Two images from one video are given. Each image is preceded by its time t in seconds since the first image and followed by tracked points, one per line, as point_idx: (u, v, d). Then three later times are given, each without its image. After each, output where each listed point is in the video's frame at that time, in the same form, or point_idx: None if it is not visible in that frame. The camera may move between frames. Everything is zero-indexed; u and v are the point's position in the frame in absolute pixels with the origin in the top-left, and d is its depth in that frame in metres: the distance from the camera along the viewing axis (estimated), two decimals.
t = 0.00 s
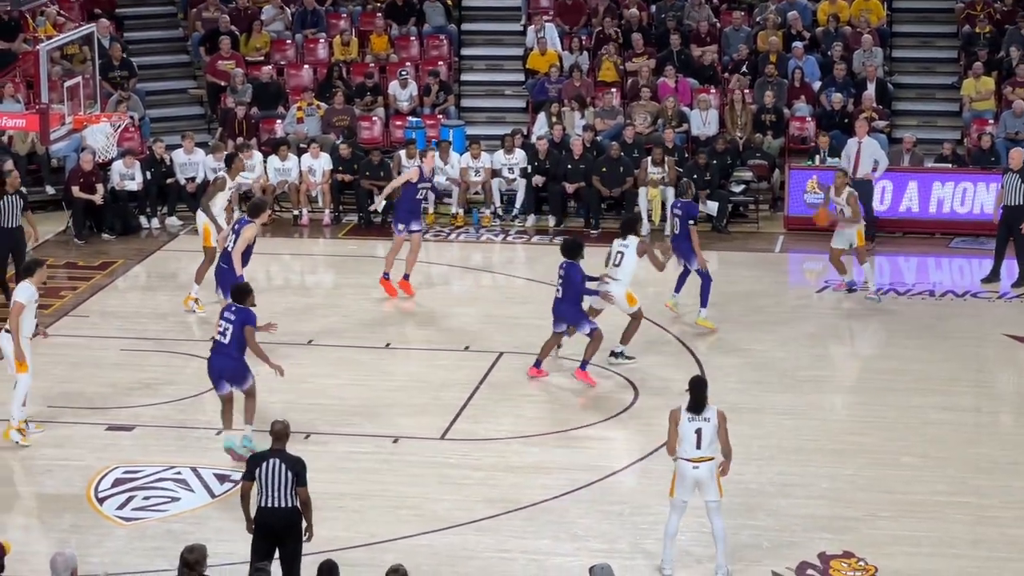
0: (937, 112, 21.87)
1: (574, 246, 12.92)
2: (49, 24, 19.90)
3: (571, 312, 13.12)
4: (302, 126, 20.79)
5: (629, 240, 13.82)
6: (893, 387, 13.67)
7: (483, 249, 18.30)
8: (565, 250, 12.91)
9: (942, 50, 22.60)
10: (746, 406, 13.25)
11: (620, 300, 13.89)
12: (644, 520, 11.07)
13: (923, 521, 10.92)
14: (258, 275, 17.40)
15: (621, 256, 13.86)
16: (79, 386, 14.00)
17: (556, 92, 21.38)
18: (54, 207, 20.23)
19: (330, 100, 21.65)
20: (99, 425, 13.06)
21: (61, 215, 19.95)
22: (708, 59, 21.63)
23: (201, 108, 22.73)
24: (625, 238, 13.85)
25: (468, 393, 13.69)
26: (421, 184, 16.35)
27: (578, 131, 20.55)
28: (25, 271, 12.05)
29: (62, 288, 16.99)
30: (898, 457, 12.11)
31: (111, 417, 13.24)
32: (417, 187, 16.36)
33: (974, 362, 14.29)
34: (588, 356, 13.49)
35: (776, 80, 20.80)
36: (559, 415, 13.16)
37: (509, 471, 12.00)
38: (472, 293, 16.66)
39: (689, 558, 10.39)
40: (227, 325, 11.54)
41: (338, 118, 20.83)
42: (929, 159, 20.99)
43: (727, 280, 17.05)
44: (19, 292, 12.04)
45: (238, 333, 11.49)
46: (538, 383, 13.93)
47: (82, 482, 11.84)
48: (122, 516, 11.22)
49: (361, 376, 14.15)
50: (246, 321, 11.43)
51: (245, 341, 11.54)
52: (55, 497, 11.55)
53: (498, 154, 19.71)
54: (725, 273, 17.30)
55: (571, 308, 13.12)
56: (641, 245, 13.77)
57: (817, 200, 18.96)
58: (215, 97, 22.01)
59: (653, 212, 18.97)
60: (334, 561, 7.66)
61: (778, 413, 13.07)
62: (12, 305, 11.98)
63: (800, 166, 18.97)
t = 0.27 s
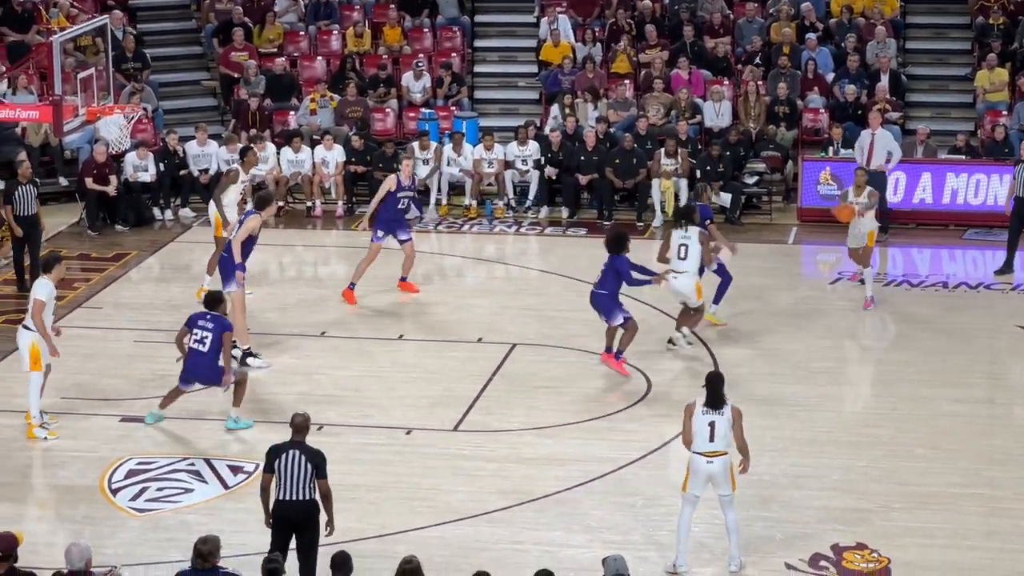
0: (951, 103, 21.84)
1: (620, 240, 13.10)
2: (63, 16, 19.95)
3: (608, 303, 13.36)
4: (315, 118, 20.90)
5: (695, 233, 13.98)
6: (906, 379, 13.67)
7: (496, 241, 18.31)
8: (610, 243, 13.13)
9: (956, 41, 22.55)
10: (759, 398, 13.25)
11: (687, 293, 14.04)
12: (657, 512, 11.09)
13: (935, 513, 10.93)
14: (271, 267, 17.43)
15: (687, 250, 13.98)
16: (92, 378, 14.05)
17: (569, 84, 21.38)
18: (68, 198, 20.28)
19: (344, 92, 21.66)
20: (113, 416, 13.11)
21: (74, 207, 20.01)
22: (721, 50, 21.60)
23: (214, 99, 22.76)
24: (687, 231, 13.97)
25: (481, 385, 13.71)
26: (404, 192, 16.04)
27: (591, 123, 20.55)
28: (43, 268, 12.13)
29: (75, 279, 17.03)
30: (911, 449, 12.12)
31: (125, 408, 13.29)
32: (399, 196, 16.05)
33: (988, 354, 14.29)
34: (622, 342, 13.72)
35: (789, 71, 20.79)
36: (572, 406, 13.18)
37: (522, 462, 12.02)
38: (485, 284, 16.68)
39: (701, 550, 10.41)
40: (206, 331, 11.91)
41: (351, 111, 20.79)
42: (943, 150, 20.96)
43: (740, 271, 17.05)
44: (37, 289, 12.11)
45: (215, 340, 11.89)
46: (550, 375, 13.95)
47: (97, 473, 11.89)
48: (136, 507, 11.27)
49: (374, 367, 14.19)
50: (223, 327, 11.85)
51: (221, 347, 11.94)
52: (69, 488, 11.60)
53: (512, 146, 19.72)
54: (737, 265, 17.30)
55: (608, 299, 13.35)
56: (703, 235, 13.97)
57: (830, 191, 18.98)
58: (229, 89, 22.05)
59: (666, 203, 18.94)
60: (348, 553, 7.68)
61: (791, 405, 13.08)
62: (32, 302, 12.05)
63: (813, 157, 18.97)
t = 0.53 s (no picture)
0: (968, 94, 21.78)
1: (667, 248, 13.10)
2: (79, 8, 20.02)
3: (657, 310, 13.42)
4: (332, 109, 20.79)
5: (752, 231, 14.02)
6: (922, 370, 13.66)
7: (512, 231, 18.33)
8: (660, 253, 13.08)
9: (973, 31, 22.46)
10: (774, 389, 13.25)
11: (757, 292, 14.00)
12: (672, 503, 11.10)
13: (951, 504, 10.93)
14: (286, 258, 17.47)
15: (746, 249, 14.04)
16: (110, 369, 14.12)
17: (585, 75, 21.37)
18: (84, 189, 20.36)
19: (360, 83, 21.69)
20: (130, 407, 13.16)
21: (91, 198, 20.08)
22: (737, 41, 21.57)
23: (230, 90, 22.81)
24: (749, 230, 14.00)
25: (497, 375, 13.74)
26: (405, 170, 15.94)
27: (606, 113, 20.55)
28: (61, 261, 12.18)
29: (92, 270, 17.11)
30: (928, 440, 12.11)
31: (142, 399, 13.35)
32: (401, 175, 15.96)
33: (1005, 345, 14.26)
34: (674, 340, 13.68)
35: (805, 62, 20.77)
36: (588, 398, 13.20)
37: (538, 453, 12.05)
38: (500, 275, 16.70)
39: (717, 541, 10.42)
40: (233, 321, 12.16)
41: (367, 101, 20.88)
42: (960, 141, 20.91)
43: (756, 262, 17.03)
44: (54, 282, 12.16)
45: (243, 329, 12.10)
46: (566, 366, 13.96)
47: (114, 464, 11.95)
48: (153, 498, 11.33)
49: (390, 358, 14.22)
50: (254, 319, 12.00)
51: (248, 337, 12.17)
52: (87, 478, 11.66)
53: (528, 137, 19.71)
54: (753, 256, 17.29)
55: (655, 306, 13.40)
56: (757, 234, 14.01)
57: (846, 182, 18.98)
58: (245, 80, 22.10)
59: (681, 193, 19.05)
60: (365, 545, 7.71)
61: (807, 396, 13.07)
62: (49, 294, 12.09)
63: (829, 148, 18.94)
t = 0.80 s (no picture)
0: (997, 79, 21.66)
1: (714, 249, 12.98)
2: None
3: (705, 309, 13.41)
4: (359, 95, 20.89)
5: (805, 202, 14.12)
6: (951, 356, 13.61)
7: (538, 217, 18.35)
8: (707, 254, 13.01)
9: (1003, 16, 22.33)
10: (802, 376, 13.24)
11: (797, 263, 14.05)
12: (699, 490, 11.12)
13: (979, 491, 10.90)
14: (313, 244, 17.52)
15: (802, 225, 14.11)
16: (138, 355, 14.21)
17: (612, 61, 21.33)
18: (113, 176, 20.47)
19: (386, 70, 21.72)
20: (158, 393, 13.25)
21: (119, 185, 20.19)
22: (765, 27, 21.50)
23: (257, 77, 22.89)
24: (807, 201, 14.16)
25: (524, 362, 13.76)
26: (433, 174, 15.72)
27: (633, 100, 20.53)
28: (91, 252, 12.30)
29: (120, 256, 17.22)
30: (956, 426, 12.08)
31: (170, 385, 13.43)
32: (429, 178, 15.74)
33: None
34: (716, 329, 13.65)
35: (833, 48, 20.71)
36: (615, 384, 13.21)
37: (565, 439, 12.07)
38: (527, 262, 16.71)
39: (744, 527, 10.43)
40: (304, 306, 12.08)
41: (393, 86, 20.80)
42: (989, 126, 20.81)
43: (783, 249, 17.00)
44: (82, 272, 12.28)
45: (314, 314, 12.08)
46: (593, 352, 13.97)
47: (142, 449, 12.03)
48: (181, 483, 11.41)
49: (417, 344, 14.26)
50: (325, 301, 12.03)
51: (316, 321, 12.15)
52: (116, 463, 11.75)
53: (555, 123, 19.70)
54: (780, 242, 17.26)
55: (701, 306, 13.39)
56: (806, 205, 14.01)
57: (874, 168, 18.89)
58: (272, 67, 22.16)
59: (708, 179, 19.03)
60: (392, 530, 7.74)
61: (834, 383, 13.05)
62: (74, 283, 12.21)
63: (857, 134, 18.84)
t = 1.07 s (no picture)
0: (1017, 72, 21.58)
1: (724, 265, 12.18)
2: None
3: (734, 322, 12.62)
4: (376, 89, 20.97)
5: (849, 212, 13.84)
6: (970, 350, 13.58)
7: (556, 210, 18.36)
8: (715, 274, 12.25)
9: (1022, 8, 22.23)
10: (820, 369, 13.22)
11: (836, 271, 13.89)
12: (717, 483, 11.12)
13: (999, 484, 10.88)
14: (331, 237, 17.56)
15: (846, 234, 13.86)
16: (157, 348, 14.26)
17: (629, 54, 21.30)
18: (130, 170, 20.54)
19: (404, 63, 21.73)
20: (176, 386, 13.30)
21: (137, 178, 20.26)
22: (783, 21, 21.46)
23: (275, 70, 22.94)
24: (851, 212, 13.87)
25: (541, 355, 13.78)
26: (473, 160, 15.87)
27: (651, 93, 20.52)
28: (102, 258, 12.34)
29: (138, 250, 17.28)
30: (976, 420, 12.05)
31: (189, 378, 13.49)
32: (469, 164, 15.90)
33: None
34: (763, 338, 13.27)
35: (851, 40, 20.65)
36: (632, 377, 13.21)
37: (583, 433, 12.08)
38: (545, 255, 16.72)
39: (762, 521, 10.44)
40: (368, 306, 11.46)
41: (411, 80, 20.89)
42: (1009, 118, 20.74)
43: (801, 242, 16.98)
44: (92, 280, 12.29)
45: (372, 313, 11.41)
46: (610, 346, 13.98)
47: (161, 443, 12.08)
48: (199, 477, 11.45)
49: (436, 338, 14.28)
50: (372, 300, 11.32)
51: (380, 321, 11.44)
52: (135, 457, 11.80)
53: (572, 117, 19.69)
54: (798, 236, 17.23)
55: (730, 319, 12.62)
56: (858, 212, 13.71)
57: (892, 160, 18.83)
58: (290, 60, 22.20)
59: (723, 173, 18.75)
60: (410, 524, 7.74)
61: (852, 376, 13.04)
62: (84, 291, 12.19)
63: (876, 127, 18.78)
